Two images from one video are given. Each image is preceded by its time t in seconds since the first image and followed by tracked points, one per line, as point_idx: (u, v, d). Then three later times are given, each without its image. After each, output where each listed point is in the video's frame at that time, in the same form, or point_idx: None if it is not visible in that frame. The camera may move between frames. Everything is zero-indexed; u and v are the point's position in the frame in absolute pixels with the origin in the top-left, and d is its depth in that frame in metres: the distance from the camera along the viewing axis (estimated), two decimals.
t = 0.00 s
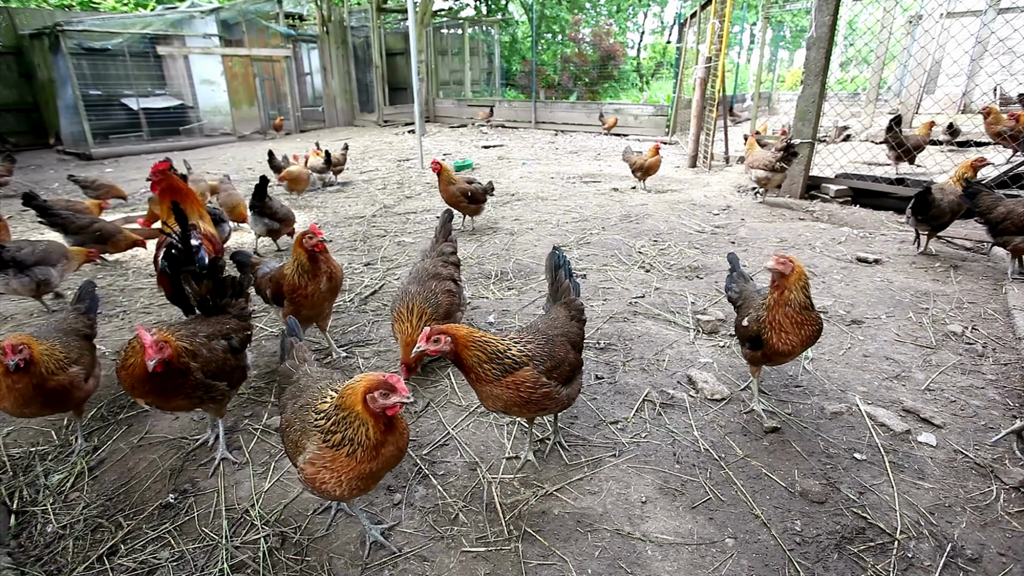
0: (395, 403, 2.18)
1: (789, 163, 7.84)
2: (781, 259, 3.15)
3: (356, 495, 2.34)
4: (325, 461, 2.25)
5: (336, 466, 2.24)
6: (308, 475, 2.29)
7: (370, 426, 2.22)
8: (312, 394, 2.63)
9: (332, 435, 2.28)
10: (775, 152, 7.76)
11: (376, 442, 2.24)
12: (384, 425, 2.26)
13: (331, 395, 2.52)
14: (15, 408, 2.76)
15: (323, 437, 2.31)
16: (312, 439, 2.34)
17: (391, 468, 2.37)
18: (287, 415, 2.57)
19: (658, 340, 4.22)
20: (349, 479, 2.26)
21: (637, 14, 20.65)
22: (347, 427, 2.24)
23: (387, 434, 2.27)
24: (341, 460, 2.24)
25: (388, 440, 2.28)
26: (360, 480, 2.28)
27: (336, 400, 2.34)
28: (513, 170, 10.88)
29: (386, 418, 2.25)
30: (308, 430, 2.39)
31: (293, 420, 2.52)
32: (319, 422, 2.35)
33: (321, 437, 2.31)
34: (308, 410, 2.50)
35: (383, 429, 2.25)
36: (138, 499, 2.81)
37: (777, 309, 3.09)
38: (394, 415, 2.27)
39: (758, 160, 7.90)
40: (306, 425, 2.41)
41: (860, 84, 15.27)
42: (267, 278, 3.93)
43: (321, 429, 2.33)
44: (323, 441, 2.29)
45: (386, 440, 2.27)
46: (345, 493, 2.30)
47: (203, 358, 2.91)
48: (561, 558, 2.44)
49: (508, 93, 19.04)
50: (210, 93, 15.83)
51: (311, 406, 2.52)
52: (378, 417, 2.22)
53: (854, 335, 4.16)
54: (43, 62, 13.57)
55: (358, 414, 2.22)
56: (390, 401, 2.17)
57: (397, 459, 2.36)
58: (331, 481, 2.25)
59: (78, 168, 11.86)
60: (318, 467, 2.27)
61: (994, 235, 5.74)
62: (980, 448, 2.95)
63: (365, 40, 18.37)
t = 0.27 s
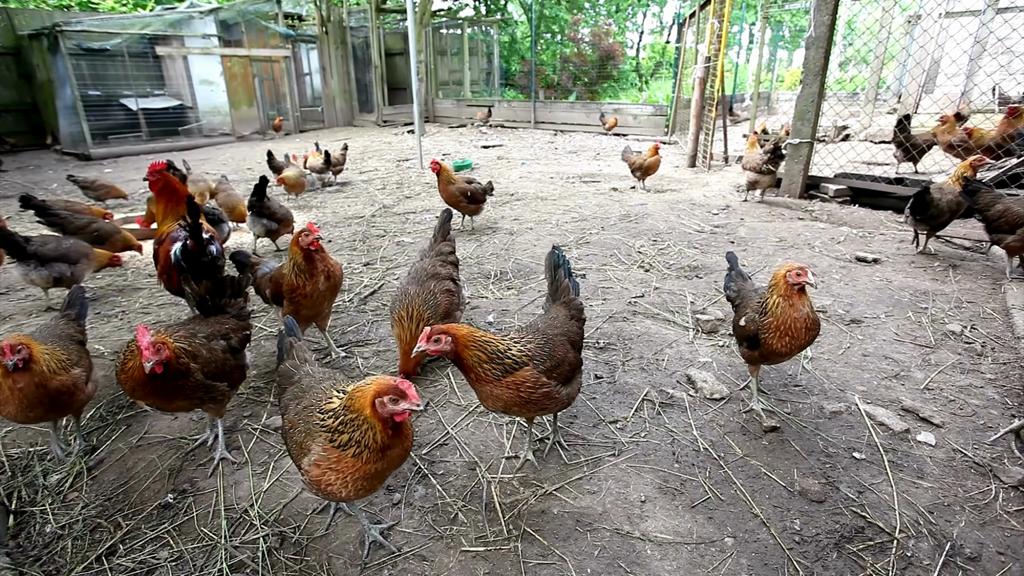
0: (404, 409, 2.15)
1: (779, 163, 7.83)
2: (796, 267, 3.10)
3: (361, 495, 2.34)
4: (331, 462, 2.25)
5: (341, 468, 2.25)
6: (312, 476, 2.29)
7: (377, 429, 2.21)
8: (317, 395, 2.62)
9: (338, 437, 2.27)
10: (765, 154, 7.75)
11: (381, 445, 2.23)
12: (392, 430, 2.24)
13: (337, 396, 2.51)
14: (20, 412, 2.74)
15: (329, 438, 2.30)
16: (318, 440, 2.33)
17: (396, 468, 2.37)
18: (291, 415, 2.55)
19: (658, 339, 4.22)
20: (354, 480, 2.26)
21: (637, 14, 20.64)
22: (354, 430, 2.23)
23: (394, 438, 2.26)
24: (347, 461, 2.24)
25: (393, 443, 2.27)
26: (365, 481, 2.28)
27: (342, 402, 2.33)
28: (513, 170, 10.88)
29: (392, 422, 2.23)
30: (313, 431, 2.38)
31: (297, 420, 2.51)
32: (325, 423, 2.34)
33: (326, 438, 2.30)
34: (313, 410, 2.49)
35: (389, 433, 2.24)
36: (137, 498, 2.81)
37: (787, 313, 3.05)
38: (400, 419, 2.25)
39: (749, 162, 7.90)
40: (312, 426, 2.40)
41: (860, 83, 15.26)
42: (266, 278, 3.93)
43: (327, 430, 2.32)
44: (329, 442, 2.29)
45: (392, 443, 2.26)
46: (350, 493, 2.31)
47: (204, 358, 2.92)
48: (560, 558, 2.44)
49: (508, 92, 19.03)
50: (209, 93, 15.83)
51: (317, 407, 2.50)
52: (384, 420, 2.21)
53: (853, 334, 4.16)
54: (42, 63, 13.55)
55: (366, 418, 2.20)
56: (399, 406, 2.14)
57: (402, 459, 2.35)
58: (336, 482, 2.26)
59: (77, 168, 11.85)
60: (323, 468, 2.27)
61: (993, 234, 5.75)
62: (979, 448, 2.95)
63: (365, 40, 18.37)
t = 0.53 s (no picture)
0: (405, 409, 2.14)
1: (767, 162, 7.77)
2: (796, 266, 3.09)
3: (367, 495, 2.35)
4: (336, 464, 2.25)
5: (346, 469, 2.25)
6: (318, 478, 2.29)
7: (379, 429, 2.20)
8: (319, 396, 2.61)
9: (342, 438, 2.27)
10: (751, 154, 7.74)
11: (385, 445, 2.23)
12: (394, 429, 2.23)
13: (339, 396, 2.50)
14: (17, 428, 2.62)
15: (333, 440, 2.30)
16: (322, 442, 2.33)
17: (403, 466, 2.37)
18: (294, 416, 2.54)
19: (658, 338, 4.22)
20: (360, 481, 2.26)
21: (637, 13, 20.62)
22: (357, 430, 2.23)
23: (397, 438, 2.25)
24: (352, 463, 2.24)
25: (397, 442, 2.26)
26: (371, 481, 2.29)
27: (345, 403, 2.32)
28: (513, 169, 10.87)
29: (394, 422, 2.22)
30: (317, 432, 2.38)
31: (301, 422, 2.49)
32: (329, 425, 2.34)
33: (330, 440, 2.30)
34: (316, 412, 2.48)
35: (392, 433, 2.23)
36: (137, 498, 2.81)
37: (789, 313, 3.04)
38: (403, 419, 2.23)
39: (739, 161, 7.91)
40: (315, 427, 2.40)
41: (860, 83, 15.25)
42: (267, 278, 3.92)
43: (331, 432, 2.31)
44: (332, 444, 2.29)
45: (396, 442, 2.26)
46: (357, 494, 2.31)
47: (210, 356, 2.93)
48: (560, 557, 2.44)
49: (508, 92, 19.03)
50: (210, 93, 15.83)
51: (320, 408, 2.49)
52: (385, 420, 2.20)
53: (853, 333, 4.16)
54: (42, 62, 13.54)
55: (368, 418, 2.20)
56: (400, 405, 2.13)
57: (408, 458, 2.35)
58: (343, 484, 2.26)
59: (78, 168, 11.86)
60: (328, 471, 2.27)
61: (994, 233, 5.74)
62: (979, 447, 2.94)
63: (365, 40, 18.37)
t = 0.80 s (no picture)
0: (413, 405, 2.13)
1: (763, 161, 7.75)
2: (800, 276, 3.04)
3: (374, 494, 2.35)
4: (341, 463, 2.25)
5: (351, 468, 2.24)
6: (324, 479, 2.28)
7: (383, 426, 2.19)
8: (323, 397, 2.61)
9: (348, 437, 2.27)
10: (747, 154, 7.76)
11: (389, 443, 2.23)
12: (397, 426, 2.23)
13: (344, 395, 2.49)
14: None
15: (338, 438, 2.29)
16: (327, 441, 2.32)
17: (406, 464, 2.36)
18: (298, 417, 2.53)
19: (658, 338, 4.22)
20: (366, 481, 2.26)
21: (637, 13, 20.61)
22: (361, 428, 2.23)
23: (400, 435, 2.25)
24: (357, 462, 2.24)
25: (401, 440, 2.26)
26: (376, 480, 2.28)
27: (351, 402, 2.31)
28: (513, 169, 10.87)
29: (398, 418, 2.20)
30: (322, 432, 2.36)
31: (307, 422, 2.47)
32: (334, 424, 2.33)
33: (336, 439, 2.30)
34: (322, 411, 2.46)
35: (395, 430, 2.23)
36: (137, 498, 2.81)
37: (790, 316, 3.04)
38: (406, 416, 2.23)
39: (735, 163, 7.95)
40: (320, 427, 2.38)
41: (860, 82, 15.25)
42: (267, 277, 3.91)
43: (337, 430, 2.31)
44: (338, 443, 2.28)
45: (401, 440, 2.26)
46: (363, 493, 2.31)
47: (205, 358, 2.91)
48: (560, 557, 2.44)
49: (508, 91, 19.05)
50: (209, 93, 15.83)
51: (326, 407, 2.48)
52: (391, 416, 2.19)
53: (853, 333, 4.16)
54: (42, 62, 13.54)
55: (373, 414, 2.20)
56: (407, 401, 2.13)
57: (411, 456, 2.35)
58: (348, 484, 2.26)
59: (78, 167, 11.86)
60: (334, 470, 2.26)
61: (994, 233, 5.73)
62: (979, 446, 2.94)
63: (364, 39, 18.38)
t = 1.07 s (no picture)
0: (411, 404, 2.12)
1: (762, 161, 7.76)
2: (803, 283, 3.00)
3: (379, 493, 2.35)
4: (344, 464, 2.25)
5: (354, 469, 2.24)
6: (329, 480, 2.28)
7: (383, 426, 2.19)
8: (325, 397, 2.60)
9: (351, 438, 2.26)
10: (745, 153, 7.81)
11: (391, 443, 2.23)
12: (399, 426, 2.23)
13: (345, 395, 2.48)
14: None
15: (340, 440, 2.29)
16: (329, 443, 2.31)
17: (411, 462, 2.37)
18: (300, 419, 2.52)
19: (658, 338, 4.22)
20: (370, 480, 2.27)
21: (637, 13, 20.52)
22: (363, 428, 2.23)
23: (401, 434, 2.25)
24: (360, 462, 2.23)
25: (403, 439, 2.26)
26: (380, 480, 2.29)
27: (352, 403, 2.32)
28: (513, 169, 10.87)
29: (398, 418, 2.20)
30: (325, 433, 2.35)
31: (309, 423, 2.46)
32: (336, 425, 2.32)
33: (338, 439, 2.29)
34: (324, 412, 2.46)
35: (396, 430, 2.23)
36: (137, 498, 2.80)
37: (790, 321, 3.03)
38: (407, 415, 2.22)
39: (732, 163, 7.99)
40: (323, 428, 2.38)
41: (860, 82, 15.25)
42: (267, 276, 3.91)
43: (339, 431, 2.30)
44: (340, 443, 2.27)
45: (402, 439, 2.26)
46: (368, 493, 2.31)
47: (202, 358, 2.91)
48: (560, 557, 2.44)
49: (507, 91, 19.07)
50: (209, 92, 15.82)
51: (328, 408, 2.47)
52: (391, 416, 2.19)
53: (853, 332, 4.16)
54: (41, 62, 13.52)
55: (374, 415, 2.20)
56: (405, 400, 2.12)
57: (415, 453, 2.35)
58: (352, 484, 2.26)
59: (77, 167, 11.85)
60: (338, 471, 2.26)
61: (993, 232, 5.73)
62: (979, 446, 2.95)
63: (364, 39, 18.37)
